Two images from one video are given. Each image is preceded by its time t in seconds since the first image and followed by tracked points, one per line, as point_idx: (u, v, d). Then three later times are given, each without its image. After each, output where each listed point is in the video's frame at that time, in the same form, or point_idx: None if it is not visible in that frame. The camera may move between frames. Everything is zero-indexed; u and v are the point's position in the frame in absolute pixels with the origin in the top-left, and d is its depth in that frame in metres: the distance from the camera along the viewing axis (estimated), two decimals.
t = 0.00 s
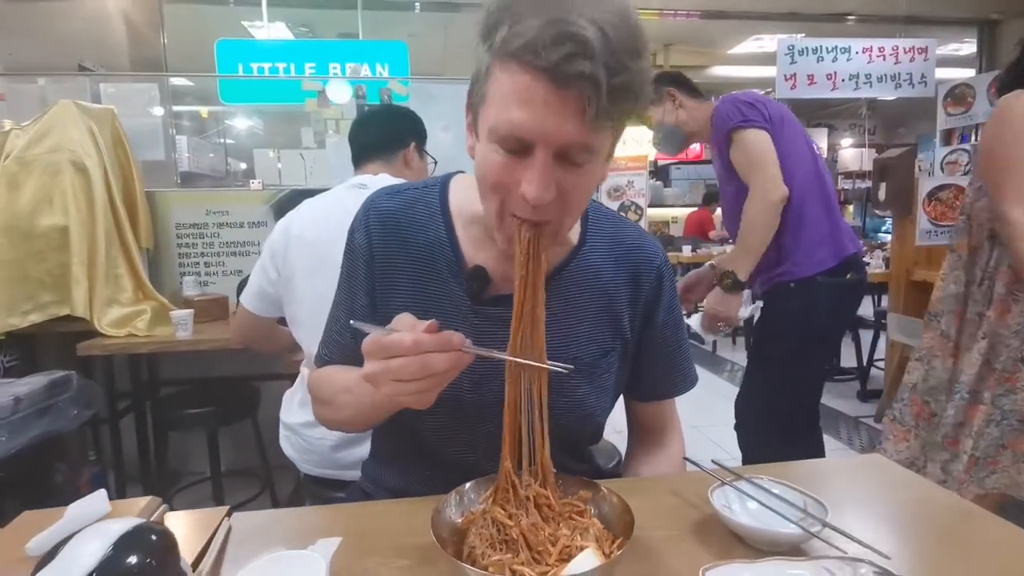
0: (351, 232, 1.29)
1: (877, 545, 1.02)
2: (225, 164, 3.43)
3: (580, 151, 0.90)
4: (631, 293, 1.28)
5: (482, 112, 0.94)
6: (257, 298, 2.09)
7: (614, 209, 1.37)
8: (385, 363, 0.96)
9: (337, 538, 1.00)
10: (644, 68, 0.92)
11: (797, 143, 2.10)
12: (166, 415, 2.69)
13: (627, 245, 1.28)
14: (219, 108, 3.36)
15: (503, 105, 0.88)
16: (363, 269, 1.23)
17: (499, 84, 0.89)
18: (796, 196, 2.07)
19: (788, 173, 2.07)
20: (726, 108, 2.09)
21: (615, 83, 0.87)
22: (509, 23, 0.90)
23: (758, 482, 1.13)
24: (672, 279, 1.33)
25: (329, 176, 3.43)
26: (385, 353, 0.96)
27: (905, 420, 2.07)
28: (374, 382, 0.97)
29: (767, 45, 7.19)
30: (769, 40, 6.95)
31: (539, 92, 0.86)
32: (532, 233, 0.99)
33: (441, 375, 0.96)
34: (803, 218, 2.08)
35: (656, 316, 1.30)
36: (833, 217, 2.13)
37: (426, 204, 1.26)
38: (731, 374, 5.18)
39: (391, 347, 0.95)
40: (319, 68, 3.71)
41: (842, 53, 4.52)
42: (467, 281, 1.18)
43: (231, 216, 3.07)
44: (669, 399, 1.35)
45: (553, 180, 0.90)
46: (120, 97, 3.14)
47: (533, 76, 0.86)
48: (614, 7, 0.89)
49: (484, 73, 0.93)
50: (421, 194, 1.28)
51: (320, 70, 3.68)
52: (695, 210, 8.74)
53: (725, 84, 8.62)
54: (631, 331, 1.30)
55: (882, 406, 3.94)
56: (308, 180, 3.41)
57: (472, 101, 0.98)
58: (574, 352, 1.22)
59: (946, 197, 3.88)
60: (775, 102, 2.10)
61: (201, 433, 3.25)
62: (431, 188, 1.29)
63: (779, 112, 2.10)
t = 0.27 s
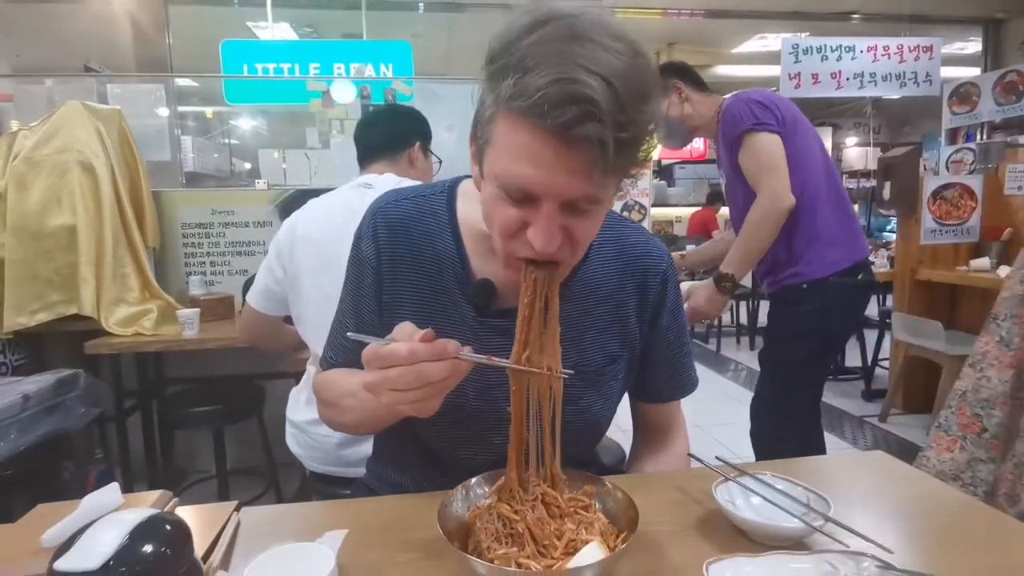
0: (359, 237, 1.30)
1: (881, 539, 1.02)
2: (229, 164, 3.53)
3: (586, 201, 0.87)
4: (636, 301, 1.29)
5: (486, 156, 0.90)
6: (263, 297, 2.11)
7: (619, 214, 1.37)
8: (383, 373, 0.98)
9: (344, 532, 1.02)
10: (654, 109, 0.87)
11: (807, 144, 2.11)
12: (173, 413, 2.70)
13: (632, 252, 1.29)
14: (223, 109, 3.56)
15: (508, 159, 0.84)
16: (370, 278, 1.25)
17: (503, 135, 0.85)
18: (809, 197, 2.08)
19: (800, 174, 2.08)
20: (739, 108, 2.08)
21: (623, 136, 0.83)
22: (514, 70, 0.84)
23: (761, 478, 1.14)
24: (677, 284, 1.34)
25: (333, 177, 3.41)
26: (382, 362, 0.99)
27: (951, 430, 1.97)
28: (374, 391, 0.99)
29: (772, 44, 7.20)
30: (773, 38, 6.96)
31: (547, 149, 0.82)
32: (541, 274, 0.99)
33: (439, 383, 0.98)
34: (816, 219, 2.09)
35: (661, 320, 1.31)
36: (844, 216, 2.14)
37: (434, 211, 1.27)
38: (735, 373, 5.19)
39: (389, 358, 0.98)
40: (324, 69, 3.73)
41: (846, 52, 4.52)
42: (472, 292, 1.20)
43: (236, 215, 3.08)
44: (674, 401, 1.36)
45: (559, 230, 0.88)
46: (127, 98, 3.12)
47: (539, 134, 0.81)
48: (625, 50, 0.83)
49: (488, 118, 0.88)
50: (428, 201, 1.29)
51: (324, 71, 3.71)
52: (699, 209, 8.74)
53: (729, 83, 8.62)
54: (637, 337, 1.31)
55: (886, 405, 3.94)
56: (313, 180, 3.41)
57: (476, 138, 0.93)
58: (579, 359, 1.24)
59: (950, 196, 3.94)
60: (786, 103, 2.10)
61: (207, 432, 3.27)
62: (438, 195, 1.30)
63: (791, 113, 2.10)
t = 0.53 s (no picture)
0: (363, 234, 1.30)
1: (881, 530, 1.03)
2: (231, 160, 3.40)
3: (589, 214, 0.86)
4: (641, 299, 1.30)
5: (491, 168, 0.89)
6: (266, 291, 2.12)
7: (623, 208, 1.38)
8: (383, 366, 0.99)
9: (349, 521, 1.03)
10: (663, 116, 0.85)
11: (794, 141, 2.09)
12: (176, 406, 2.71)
13: (636, 248, 1.30)
14: (225, 104, 3.33)
15: (512, 175, 0.84)
16: (376, 276, 1.26)
17: (507, 151, 0.84)
18: (808, 193, 2.09)
19: (797, 171, 2.08)
20: (722, 116, 2.06)
21: (629, 153, 0.81)
22: (519, 85, 0.82)
23: (762, 470, 1.14)
24: (681, 280, 1.34)
25: (335, 171, 3.44)
26: (383, 356, 1.00)
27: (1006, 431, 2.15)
28: (375, 384, 1.00)
29: (776, 38, 7.17)
30: (777, 32, 6.93)
31: (551, 167, 0.81)
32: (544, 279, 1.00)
33: (440, 375, 0.99)
34: (818, 213, 2.09)
35: (664, 317, 1.33)
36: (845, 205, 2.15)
37: (439, 209, 1.27)
38: (737, 368, 5.19)
39: (389, 350, 0.99)
40: (326, 63, 3.73)
41: (850, 46, 4.50)
42: (477, 290, 1.22)
43: (239, 210, 3.09)
44: (676, 396, 1.38)
45: (562, 243, 0.88)
46: (130, 93, 3.15)
47: (542, 154, 0.81)
48: (630, 64, 0.80)
49: (493, 132, 0.87)
50: (432, 198, 1.29)
51: (326, 65, 3.71)
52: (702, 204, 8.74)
53: (732, 78, 8.60)
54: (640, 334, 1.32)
55: (888, 400, 3.94)
56: (315, 175, 3.42)
57: (482, 147, 0.93)
58: (585, 356, 1.25)
59: (953, 190, 3.96)
60: (768, 103, 2.07)
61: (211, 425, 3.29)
62: (443, 191, 1.30)
63: (773, 113, 2.08)
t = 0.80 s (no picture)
0: (365, 236, 1.30)
1: (881, 524, 1.03)
2: (232, 157, 3.42)
3: (593, 227, 0.86)
4: (644, 301, 1.30)
5: (495, 178, 0.89)
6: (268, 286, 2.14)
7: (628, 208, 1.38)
8: (388, 361, 0.99)
9: (351, 517, 1.03)
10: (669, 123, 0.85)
11: (786, 141, 2.09)
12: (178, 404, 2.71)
13: (640, 248, 1.30)
14: (225, 102, 3.35)
15: (516, 187, 0.84)
16: (379, 278, 1.26)
17: (512, 163, 0.84)
18: (807, 190, 2.09)
19: (793, 170, 2.08)
20: (713, 120, 2.04)
21: (634, 168, 0.81)
22: (523, 96, 0.82)
23: (762, 465, 1.15)
24: (685, 281, 1.34)
25: (336, 168, 3.42)
26: (386, 350, 1.00)
27: None
28: (379, 377, 1.00)
29: (776, 33, 7.15)
30: (778, 27, 6.91)
31: (556, 180, 0.81)
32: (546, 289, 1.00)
33: (445, 369, 0.99)
34: (818, 209, 2.09)
35: (667, 317, 1.32)
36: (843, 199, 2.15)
37: (442, 210, 1.27)
38: (738, 364, 5.20)
39: (393, 344, 0.99)
40: (325, 61, 3.73)
41: (851, 41, 4.49)
42: (483, 295, 1.22)
43: (239, 208, 3.10)
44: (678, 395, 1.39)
45: (566, 255, 0.88)
46: (131, 91, 3.14)
47: (546, 167, 0.81)
48: (637, 75, 0.80)
49: (497, 142, 0.87)
50: (435, 199, 1.29)
51: (326, 63, 3.71)
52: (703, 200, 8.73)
53: (733, 73, 8.59)
54: (643, 335, 1.33)
55: (889, 396, 3.94)
56: (316, 172, 3.41)
57: (486, 155, 0.93)
58: (588, 357, 1.26)
59: (956, 185, 3.95)
60: (757, 105, 2.06)
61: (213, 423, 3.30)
62: (445, 193, 1.30)
63: (763, 115, 2.07)
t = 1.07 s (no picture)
0: (370, 238, 1.31)
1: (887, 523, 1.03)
2: (236, 157, 3.49)
3: (596, 227, 0.86)
4: (650, 303, 1.30)
5: (500, 176, 0.89)
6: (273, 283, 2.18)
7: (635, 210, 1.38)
8: (389, 357, 0.99)
9: (356, 515, 1.03)
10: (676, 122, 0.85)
11: (793, 142, 2.08)
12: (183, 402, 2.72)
13: (647, 251, 1.30)
14: (231, 102, 3.44)
15: (520, 184, 0.84)
16: (385, 279, 1.27)
17: (516, 159, 0.84)
18: (814, 191, 2.08)
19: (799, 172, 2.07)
20: (718, 123, 2.04)
21: (638, 168, 0.81)
22: (529, 94, 0.82)
23: (766, 463, 1.15)
24: (691, 282, 1.34)
25: (341, 168, 3.41)
26: (388, 346, 1.00)
27: None
28: (380, 373, 1.00)
29: (781, 30, 7.13)
30: (782, 24, 6.89)
31: (561, 180, 0.81)
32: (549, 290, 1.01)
33: (447, 364, 0.99)
34: (825, 209, 2.09)
35: (672, 319, 1.33)
36: (850, 199, 2.15)
37: (447, 213, 1.27)
38: (743, 362, 5.19)
39: (395, 339, 0.99)
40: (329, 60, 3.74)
41: (856, 38, 4.48)
42: (487, 300, 1.22)
43: (244, 208, 3.11)
44: (683, 398, 1.38)
45: (569, 257, 0.88)
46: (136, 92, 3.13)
47: (550, 165, 0.81)
48: (644, 76, 0.80)
49: (502, 139, 0.87)
50: (441, 201, 1.29)
51: (330, 62, 3.72)
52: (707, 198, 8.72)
53: (737, 71, 8.57)
54: (648, 337, 1.32)
55: (895, 394, 3.93)
56: (320, 172, 3.40)
57: (491, 154, 0.93)
58: (592, 360, 1.26)
59: (960, 182, 3.95)
60: (762, 106, 2.05)
61: (218, 422, 3.31)
62: (451, 195, 1.30)
63: (769, 116, 2.06)
